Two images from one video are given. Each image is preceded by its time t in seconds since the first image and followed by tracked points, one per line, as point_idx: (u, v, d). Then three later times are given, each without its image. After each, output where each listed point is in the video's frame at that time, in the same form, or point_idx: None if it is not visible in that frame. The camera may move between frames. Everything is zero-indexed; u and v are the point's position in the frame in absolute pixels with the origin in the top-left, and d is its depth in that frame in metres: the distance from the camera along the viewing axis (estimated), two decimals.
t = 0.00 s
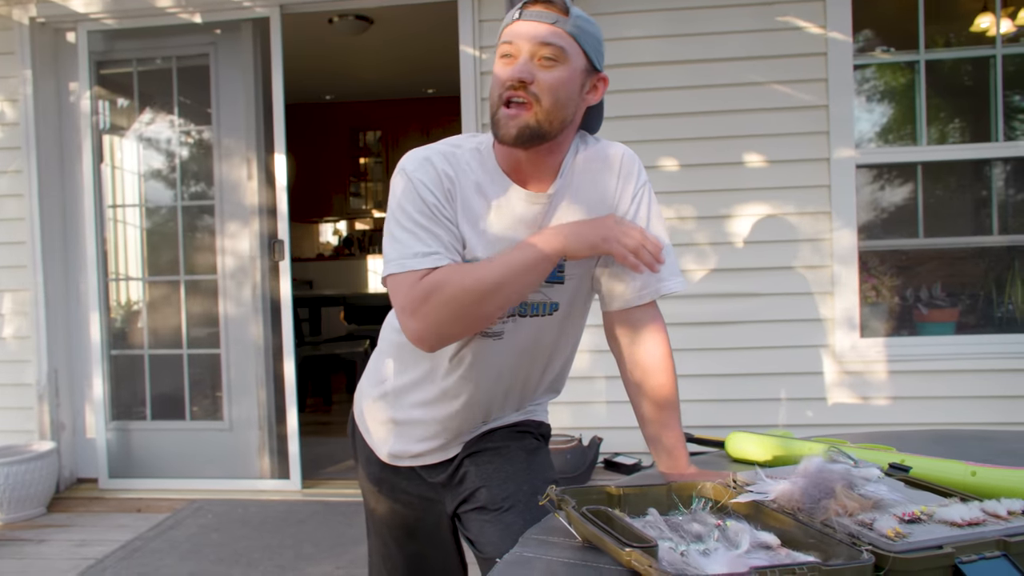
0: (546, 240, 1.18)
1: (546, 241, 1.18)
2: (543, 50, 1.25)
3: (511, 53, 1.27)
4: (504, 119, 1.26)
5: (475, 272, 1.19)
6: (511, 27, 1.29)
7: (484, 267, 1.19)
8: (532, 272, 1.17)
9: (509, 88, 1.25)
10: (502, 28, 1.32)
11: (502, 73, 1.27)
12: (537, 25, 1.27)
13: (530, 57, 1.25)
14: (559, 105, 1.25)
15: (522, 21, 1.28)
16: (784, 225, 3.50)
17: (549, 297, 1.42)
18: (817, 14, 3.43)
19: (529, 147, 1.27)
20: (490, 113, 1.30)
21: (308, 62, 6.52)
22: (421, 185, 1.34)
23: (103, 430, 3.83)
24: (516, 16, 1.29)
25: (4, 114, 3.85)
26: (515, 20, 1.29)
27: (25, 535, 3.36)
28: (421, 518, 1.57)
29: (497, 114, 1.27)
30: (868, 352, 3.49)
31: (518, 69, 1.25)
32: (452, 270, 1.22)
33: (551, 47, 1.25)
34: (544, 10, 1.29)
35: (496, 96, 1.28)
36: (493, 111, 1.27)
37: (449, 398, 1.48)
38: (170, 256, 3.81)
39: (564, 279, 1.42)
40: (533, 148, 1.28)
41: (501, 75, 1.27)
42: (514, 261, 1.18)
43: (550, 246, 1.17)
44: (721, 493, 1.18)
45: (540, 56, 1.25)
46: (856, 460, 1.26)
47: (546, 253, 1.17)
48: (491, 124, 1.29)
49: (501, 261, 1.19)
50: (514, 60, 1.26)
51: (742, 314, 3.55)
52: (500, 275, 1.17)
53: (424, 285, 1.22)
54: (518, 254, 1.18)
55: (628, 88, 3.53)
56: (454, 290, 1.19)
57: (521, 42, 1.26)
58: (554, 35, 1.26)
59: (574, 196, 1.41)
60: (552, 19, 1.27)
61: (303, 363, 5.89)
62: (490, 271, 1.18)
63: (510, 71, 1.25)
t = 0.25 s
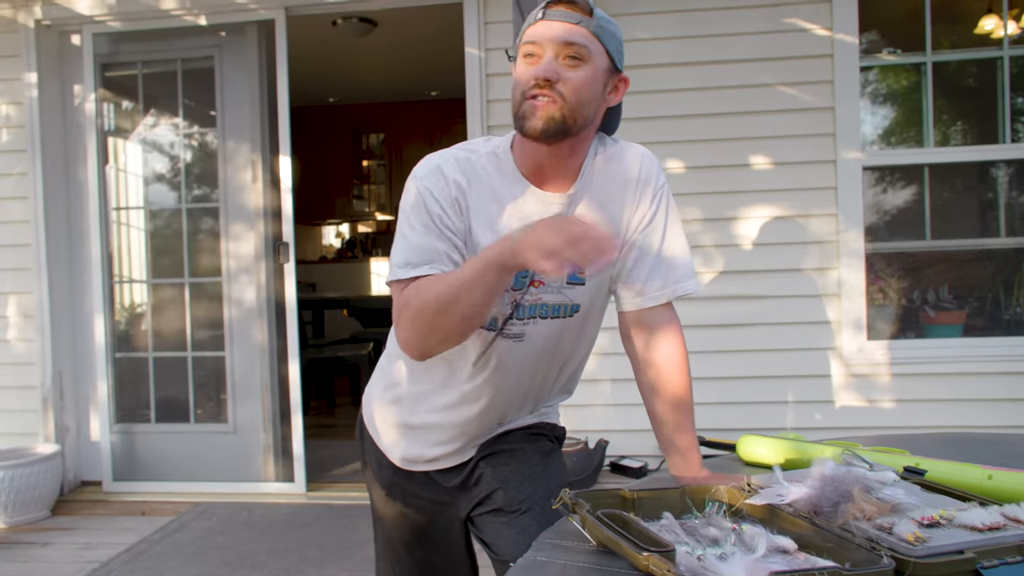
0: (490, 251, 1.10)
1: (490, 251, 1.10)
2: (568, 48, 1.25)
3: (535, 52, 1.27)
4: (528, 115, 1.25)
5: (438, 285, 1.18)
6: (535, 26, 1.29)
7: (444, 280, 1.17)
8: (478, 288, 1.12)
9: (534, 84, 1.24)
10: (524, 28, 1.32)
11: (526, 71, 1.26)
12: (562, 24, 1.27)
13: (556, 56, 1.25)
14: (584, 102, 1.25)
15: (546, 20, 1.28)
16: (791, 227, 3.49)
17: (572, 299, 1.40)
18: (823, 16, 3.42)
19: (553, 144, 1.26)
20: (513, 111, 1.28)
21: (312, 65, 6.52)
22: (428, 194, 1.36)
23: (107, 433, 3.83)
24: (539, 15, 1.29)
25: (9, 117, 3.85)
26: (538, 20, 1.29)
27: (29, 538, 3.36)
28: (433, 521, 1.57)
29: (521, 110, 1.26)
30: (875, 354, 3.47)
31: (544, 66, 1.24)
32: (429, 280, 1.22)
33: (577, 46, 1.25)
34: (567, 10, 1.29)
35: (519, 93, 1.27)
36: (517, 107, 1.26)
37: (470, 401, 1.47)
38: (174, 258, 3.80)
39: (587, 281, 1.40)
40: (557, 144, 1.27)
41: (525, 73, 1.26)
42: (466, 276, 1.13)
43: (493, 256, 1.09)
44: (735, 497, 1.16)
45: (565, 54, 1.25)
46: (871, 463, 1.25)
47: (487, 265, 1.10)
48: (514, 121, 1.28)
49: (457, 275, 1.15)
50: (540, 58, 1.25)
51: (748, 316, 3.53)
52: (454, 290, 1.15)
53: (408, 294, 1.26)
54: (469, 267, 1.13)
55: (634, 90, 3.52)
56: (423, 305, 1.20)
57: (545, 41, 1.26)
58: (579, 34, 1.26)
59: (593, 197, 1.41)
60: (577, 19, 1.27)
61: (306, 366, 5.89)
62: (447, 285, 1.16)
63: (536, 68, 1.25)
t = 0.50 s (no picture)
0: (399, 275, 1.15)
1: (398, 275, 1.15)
2: (580, 47, 1.25)
3: (548, 51, 1.26)
4: (542, 115, 1.25)
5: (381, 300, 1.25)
6: (548, 25, 1.28)
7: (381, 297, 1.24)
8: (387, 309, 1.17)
9: (547, 84, 1.24)
10: (537, 26, 1.31)
11: (539, 70, 1.26)
12: (575, 22, 1.26)
13: (569, 54, 1.24)
14: (599, 100, 1.25)
15: (558, 18, 1.28)
16: (798, 227, 3.48)
17: (588, 298, 1.40)
18: (831, 15, 3.41)
19: (568, 143, 1.26)
20: (527, 111, 1.28)
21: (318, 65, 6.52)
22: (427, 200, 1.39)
23: (113, 433, 3.83)
24: (552, 14, 1.29)
25: (15, 117, 3.86)
26: (551, 18, 1.29)
27: (35, 538, 3.36)
28: (444, 521, 1.56)
29: (536, 109, 1.26)
30: (883, 355, 3.46)
31: (556, 65, 1.24)
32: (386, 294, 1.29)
33: (590, 43, 1.25)
34: (580, 8, 1.28)
35: (532, 93, 1.27)
36: (532, 107, 1.26)
37: (484, 402, 1.46)
38: (180, 259, 3.80)
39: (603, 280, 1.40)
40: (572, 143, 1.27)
41: (538, 72, 1.26)
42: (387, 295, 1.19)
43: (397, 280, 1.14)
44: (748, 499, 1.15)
45: (578, 53, 1.25)
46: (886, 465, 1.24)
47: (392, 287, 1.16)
48: (529, 121, 1.28)
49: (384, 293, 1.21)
50: (552, 56, 1.25)
51: (756, 317, 3.52)
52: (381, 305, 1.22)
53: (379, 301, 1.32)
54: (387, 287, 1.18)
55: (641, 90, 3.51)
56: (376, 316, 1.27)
57: (558, 40, 1.26)
58: (592, 31, 1.26)
59: (610, 195, 1.39)
60: (589, 16, 1.26)
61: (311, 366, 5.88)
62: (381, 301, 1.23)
63: (549, 68, 1.24)
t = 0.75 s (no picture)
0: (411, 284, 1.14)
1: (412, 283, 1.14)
2: (573, 41, 1.24)
3: (541, 47, 1.26)
4: (538, 112, 1.25)
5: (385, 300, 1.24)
6: (540, 20, 1.28)
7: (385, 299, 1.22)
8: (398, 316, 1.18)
9: (541, 81, 1.24)
10: (531, 22, 1.31)
11: (533, 67, 1.26)
12: (567, 17, 1.25)
13: (561, 50, 1.24)
14: (593, 94, 1.24)
15: (550, 14, 1.27)
16: (801, 226, 3.47)
17: (591, 296, 1.39)
18: (835, 14, 3.40)
19: (565, 139, 1.27)
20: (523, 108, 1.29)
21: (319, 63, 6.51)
22: (429, 200, 1.38)
23: (114, 431, 3.82)
24: (544, 10, 1.28)
25: (17, 114, 3.85)
26: (544, 14, 1.28)
27: (36, 536, 3.35)
28: (447, 519, 1.55)
29: (531, 107, 1.26)
30: (885, 354, 3.45)
31: (549, 61, 1.24)
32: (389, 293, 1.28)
33: (582, 37, 1.24)
34: (573, 3, 1.27)
35: (527, 90, 1.27)
36: (526, 104, 1.26)
37: (488, 400, 1.46)
38: (181, 257, 3.79)
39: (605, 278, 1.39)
40: (569, 139, 1.27)
41: (532, 69, 1.26)
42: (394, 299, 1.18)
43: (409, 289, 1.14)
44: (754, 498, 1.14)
45: (570, 48, 1.24)
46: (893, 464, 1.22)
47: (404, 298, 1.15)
48: (525, 118, 1.28)
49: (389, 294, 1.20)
50: (545, 53, 1.25)
51: (758, 316, 3.51)
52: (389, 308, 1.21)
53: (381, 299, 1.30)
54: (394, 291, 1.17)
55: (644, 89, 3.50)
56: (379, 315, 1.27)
57: (550, 36, 1.25)
58: (584, 25, 1.24)
59: (612, 192, 1.38)
60: (582, 11, 1.25)
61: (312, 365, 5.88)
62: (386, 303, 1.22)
63: (541, 64, 1.24)
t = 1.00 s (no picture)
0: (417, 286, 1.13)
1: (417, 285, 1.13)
2: (574, 41, 1.23)
3: (542, 48, 1.25)
4: (540, 112, 1.25)
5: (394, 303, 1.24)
6: (540, 21, 1.27)
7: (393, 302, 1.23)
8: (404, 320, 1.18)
9: (542, 81, 1.23)
10: (531, 22, 1.30)
11: (534, 67, 1.25)
12: (568, 17, 1.25)
13: (563, 50, 1.23)
14: (596, 94, 1.24)
15: (551, 14, 1.26)
16: (799, 227, 3.47)
17: (592, 298, 1.38)
18: (834, 14, 3.40)
19: (567, 139, 1.26)
20: (524, 108, 1.28)
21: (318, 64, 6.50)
22: (428, 203, 1.38)
23: (111, 433, 3.81)
24: (544, 10, 1.28)
25: (14, 116, 3.84)
26: (544, 14, 1.28)
27: (33, 539, 3.34)
28: (448, 520, 1.55)
29: (532, 107, 1.26)
30: (884, 355, 3.45)
31: (551, 61, 1.23)
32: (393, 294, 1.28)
33: (583, 37, 1.23)
34: (573, 3, 1.27)
35: (528, 90, 1.26)
36: (528, 105, 1.26)
37: (489, 402, 1.45)
38: (179, 258, 3.79)
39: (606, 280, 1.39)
40: (571, 140, 1.27)
41: (533, 69, 1.25)
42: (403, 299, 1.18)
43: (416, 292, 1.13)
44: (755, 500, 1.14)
45: (572, 48, 1.23)
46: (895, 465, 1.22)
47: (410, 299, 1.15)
48: (526, 119, 1.28)
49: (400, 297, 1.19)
50: (546, 53, 1.24)
51: (757, 317, 3.51)
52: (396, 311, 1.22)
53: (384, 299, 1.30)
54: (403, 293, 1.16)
55: (643, 89, 3.50)
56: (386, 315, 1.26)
57: (551, 36, 1.24)
58: (586, 25, 1.24)
59: (612, 193, 1.38)
60: (583, 11, 1.25)
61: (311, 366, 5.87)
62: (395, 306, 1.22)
63: (543, 64, 1.24)
